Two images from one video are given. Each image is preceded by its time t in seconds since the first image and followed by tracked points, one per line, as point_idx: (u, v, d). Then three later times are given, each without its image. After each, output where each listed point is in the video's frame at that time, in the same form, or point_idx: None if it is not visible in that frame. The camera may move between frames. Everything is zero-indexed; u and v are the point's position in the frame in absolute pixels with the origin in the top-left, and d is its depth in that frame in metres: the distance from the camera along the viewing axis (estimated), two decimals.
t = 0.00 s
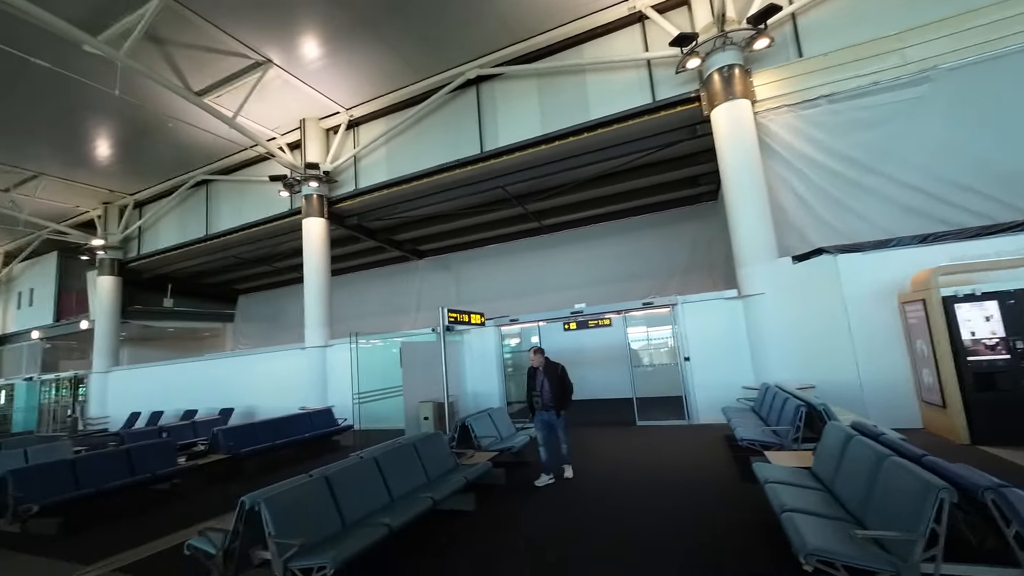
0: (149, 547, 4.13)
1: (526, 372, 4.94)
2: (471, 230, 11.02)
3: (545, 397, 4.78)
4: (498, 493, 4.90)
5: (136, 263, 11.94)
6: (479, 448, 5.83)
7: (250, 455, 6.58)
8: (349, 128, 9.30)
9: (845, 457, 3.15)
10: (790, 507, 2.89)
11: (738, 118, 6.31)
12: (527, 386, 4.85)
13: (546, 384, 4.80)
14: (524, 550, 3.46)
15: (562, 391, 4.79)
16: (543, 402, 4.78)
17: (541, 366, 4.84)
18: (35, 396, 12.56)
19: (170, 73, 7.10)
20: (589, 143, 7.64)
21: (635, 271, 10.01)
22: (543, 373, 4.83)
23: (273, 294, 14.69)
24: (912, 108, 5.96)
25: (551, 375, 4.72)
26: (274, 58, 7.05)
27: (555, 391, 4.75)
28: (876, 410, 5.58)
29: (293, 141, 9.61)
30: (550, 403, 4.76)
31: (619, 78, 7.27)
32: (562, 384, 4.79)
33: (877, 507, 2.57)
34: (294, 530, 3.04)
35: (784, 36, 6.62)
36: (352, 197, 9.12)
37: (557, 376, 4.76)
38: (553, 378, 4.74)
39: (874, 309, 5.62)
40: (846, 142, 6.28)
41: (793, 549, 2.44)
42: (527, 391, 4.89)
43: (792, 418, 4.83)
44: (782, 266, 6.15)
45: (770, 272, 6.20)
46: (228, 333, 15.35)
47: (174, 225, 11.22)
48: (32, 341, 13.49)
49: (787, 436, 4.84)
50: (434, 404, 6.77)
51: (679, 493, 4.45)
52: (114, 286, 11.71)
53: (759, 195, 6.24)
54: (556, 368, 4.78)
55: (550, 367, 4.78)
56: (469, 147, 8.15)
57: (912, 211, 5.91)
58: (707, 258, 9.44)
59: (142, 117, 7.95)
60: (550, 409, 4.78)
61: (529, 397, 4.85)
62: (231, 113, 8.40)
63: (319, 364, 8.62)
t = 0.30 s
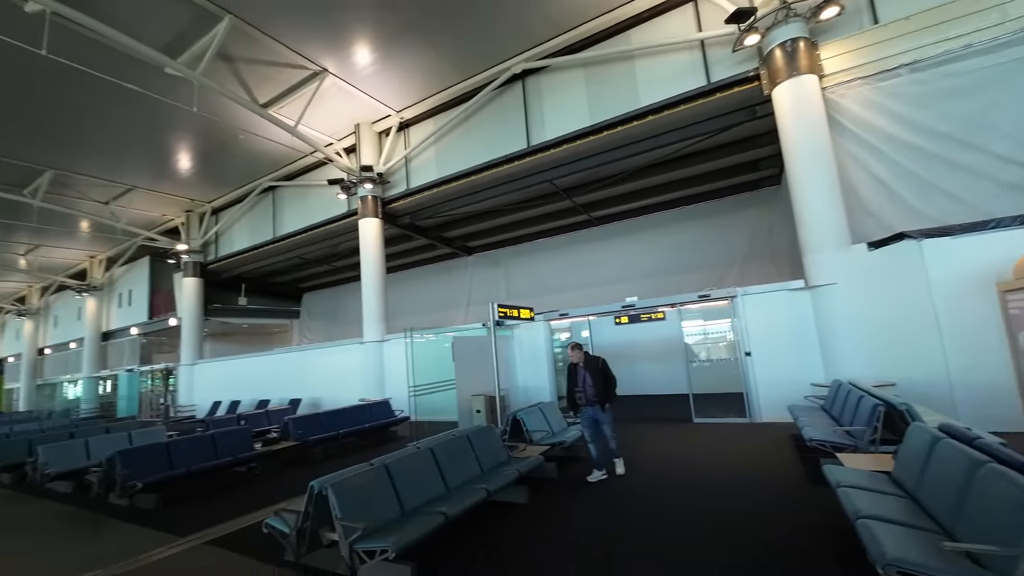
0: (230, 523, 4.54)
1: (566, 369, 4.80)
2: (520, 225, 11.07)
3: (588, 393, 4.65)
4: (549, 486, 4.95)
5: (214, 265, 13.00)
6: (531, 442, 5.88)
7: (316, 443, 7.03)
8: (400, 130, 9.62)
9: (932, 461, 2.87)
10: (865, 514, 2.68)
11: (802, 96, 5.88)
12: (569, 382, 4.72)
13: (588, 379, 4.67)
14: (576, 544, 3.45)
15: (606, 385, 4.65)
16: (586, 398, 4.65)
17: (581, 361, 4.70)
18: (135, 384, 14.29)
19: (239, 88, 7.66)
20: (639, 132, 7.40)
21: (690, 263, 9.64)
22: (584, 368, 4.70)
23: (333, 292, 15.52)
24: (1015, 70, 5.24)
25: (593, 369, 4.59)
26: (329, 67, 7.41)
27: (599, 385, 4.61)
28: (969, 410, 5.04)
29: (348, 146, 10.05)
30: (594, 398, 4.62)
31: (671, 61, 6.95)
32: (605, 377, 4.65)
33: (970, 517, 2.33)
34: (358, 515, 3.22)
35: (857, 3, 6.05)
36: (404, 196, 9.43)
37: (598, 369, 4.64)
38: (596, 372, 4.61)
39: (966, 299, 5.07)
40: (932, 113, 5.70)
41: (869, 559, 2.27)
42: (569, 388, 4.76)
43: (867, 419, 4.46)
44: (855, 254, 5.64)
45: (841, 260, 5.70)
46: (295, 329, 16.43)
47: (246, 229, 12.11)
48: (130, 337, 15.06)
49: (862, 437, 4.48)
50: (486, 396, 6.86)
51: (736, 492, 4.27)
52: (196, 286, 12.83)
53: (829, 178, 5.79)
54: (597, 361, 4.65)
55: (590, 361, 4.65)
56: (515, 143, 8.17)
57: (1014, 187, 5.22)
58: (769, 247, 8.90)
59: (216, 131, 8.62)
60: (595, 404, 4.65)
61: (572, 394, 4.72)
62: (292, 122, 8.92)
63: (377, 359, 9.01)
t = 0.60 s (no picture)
0: (293, 508, 4.86)
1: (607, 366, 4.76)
2: (564, 219, 10.97)
3: (628, 390, 4.57)
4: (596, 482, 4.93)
5: (274, 267, 13.81)
6: (578, 438, 5.83)
7: (370, 434, 7.36)
8: (443, 130, 9.80)
9: None
10: (945, 524, 2.45)
11: (870, 71, 5.43)
12: (610, 380, 4.68)
13: (628, 376, 4.58)
14: (623, 544, 3.37)
15: (648, 381, 4.52)
16: (628, 395, 4.57)
17: (621, 358, 4.63)
18: (208, 377, 15.58)
19: (293, 97, 8.08)
20: (686, 119, 7.12)
21: (744, 255, 9.20)
22: (624, 365, 4.62)
23: (383, 290, 16.09)
24: None
25: (632, 365, 4.50)
26: (376, 72, 7.67)
27: (639, 382, 4.50)
28: None
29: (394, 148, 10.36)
30: (636, 395, 4.53)
31: (721, 43, 6.61)
32: (646, 372, 4.53)
33: None
34: (412, 505, 3.34)
35: None
36: (448, 195, 9.61)
37: (639, 365, 4.53)
38: (636, 369, 4.50)
39: None
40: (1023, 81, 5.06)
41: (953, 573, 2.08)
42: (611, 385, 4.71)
43: (946, 420, 4.09)
44: (931, 240, 5.16)
45: (916, 247, 5.24)
46: (348, 326, 17.23)
47: (302, 232, 12.79)
48: (203, 333, 16.16)
49: (941, 440, 4.13)
50: (531, 392, 6.91)
51: (792, 493, 4.07)
52: (259, 286, 13.69)
53: (902, 159, 5.32)
54: (636, 357, 4.55)
55: (629, 358, 4.55)
56: (558, 137, 8.09)
57: None
58: (832, 235, 8.34)
59: (274, 139, 9.15)
60: (637, 402, 4.55)
61: (614, 391, 4.67)
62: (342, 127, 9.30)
63: (425, 354, 9.26)
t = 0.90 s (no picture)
0: (338, 497, 5.07)
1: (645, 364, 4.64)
2: (601, 214, 10.82)
3: (666, 388, 4.42)
4: (634, 480, 4.86)
5: (320, 267, 14.39)
6: (617, 437, 5.74)
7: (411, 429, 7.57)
8: (478, 128, 9.87)
9: None
10: None
11: (939, 43, 5.00)
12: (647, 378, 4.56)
13: (666, 373, 4.44)
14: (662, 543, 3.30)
15: (686, 379, 4.37)
16: (666, 394, 4.42)
17: (658, 356, 4.50)
18: (261, 371, 16.47)
19: (334, 102, 8.35)
20: (728, 107, 6.83)
21: (794, 248, 8.75)
22: (661, 362, 4.49)
23: (422, 288, 16.46)
24: None
25: (670, 362, 4.36)
26: (413, 74, 7.82)
27: (677, 380, 4.35)
28: None
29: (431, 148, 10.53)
30: (673, 394, 4.37)
31: (767, 25, 6.24)
32: (685, 370, 4.37)
33: None
34: (454, 498, 3.42)
35: None
36: (484, 193, 9.68)
37: (677, 362, 4.39)
38: (673, 366, 4.36)
39: None
40: None
41: None
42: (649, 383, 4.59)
43: None
44: (1007, 227, 4.70)
45: (991, 235, 4.79)
46: (389, 323, 17.76)
47: (345, 233, 13.26)
48: (257, 330, 17.10)
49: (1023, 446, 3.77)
50: (569, 389, 6.89)
51: (843, 497, 3.86)
52: (306, 285, 14.31)
53: (974, 138, 4.88)
54: (675, 354, 4.42)
55: (667, 355, 4.42)
56: (595, 130, 7.96)
57: None
58: (891, 224, 7.79)
59: (317, 144, 9.51)
60: (675, 400, 4.39)
61: (651, 390, 4.54)
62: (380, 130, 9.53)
63: (463, 351, 9.39)
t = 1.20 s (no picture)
0: (371, 491, 5.21)
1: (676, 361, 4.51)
2: (631, 210, 10.63)
3: (698, 389, 4.30)
4: (666, 481, 4.77)
5: (353, 266, 14.78)
6: (650, 436, 5.64)
7: (442, 425, 7.69)
8: (506, 126, 9.87)
9: None
10: None
11: (998, 19, 4.62)
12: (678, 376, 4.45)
13: (698, 373, 4.30)
14: (693, 544, 3.22)
15: (720, 379, 4.21)
16: (697, 394, 4.30)
17: (691, 354, 4.36)
18: (299, 368, 17.10)
19: (366, 106, 8.55)
20: (765, 97, 6.57)
21: (838, 241, 8.34)
22: (693, 361, 4.34)
23: (451, 286, 16.65)
24: None
25: (703, 363, 4.21)
26: (441, 75, 7.90)
27: (710, 381, 4.21)
28: None
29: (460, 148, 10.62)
30: (705, 395, 4.25)
31: (807, 9, 5.95)
32: (718, 370, 4.21)
33: None
34: (486, 494, 3.44)
35: None
36: (512, 191, 9.68)
37: (710, 362, 4.23)
38: (706, 367, 4.21)
39: None
40: None
41: None
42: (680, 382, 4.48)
43: None
44: None
45: None
46: (420, 321, 18.07)
47: (376, 233, 13.56)
48: (294, 328, 17.75)
49: None
50: (600, 388, 6.98)
51: (889, 502, 3.67)
52: (341, 284, 14.73)
53: None
54: (708, 353, 4.25)
55: (699, 355, 4.27)
56: (625, 125, 7.82)
57: None
58: (946, 215, 7.31)
59: (350, 147, 9.75)
60: (706, 401, 4.28)
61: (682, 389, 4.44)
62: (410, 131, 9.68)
63: (492, 349, 9.41)
